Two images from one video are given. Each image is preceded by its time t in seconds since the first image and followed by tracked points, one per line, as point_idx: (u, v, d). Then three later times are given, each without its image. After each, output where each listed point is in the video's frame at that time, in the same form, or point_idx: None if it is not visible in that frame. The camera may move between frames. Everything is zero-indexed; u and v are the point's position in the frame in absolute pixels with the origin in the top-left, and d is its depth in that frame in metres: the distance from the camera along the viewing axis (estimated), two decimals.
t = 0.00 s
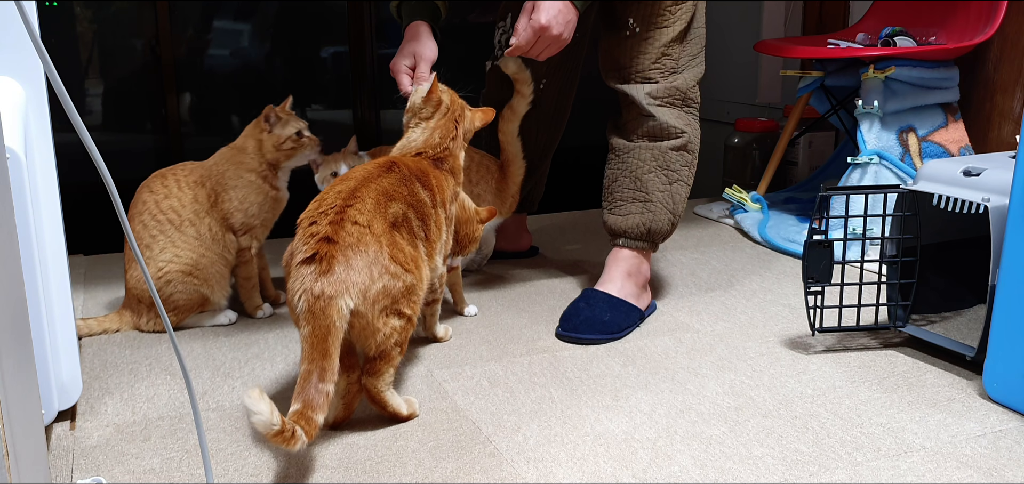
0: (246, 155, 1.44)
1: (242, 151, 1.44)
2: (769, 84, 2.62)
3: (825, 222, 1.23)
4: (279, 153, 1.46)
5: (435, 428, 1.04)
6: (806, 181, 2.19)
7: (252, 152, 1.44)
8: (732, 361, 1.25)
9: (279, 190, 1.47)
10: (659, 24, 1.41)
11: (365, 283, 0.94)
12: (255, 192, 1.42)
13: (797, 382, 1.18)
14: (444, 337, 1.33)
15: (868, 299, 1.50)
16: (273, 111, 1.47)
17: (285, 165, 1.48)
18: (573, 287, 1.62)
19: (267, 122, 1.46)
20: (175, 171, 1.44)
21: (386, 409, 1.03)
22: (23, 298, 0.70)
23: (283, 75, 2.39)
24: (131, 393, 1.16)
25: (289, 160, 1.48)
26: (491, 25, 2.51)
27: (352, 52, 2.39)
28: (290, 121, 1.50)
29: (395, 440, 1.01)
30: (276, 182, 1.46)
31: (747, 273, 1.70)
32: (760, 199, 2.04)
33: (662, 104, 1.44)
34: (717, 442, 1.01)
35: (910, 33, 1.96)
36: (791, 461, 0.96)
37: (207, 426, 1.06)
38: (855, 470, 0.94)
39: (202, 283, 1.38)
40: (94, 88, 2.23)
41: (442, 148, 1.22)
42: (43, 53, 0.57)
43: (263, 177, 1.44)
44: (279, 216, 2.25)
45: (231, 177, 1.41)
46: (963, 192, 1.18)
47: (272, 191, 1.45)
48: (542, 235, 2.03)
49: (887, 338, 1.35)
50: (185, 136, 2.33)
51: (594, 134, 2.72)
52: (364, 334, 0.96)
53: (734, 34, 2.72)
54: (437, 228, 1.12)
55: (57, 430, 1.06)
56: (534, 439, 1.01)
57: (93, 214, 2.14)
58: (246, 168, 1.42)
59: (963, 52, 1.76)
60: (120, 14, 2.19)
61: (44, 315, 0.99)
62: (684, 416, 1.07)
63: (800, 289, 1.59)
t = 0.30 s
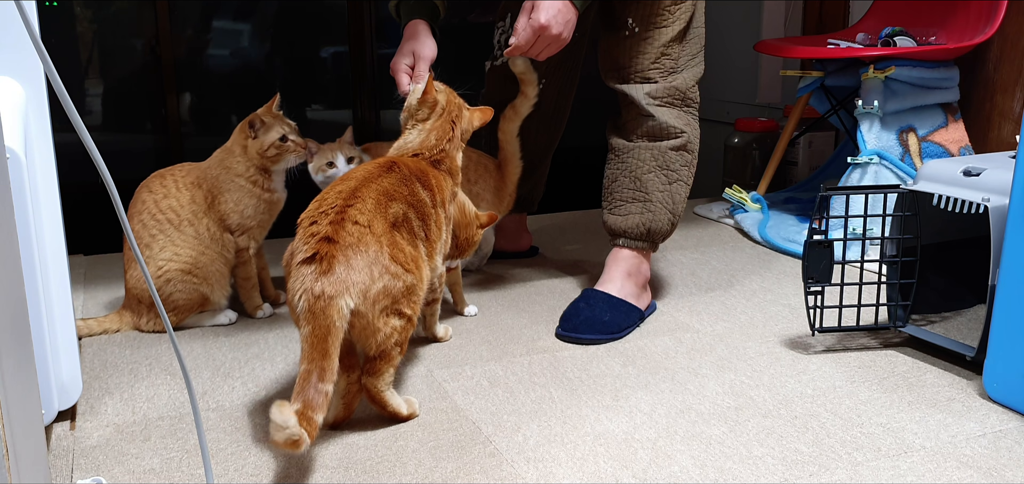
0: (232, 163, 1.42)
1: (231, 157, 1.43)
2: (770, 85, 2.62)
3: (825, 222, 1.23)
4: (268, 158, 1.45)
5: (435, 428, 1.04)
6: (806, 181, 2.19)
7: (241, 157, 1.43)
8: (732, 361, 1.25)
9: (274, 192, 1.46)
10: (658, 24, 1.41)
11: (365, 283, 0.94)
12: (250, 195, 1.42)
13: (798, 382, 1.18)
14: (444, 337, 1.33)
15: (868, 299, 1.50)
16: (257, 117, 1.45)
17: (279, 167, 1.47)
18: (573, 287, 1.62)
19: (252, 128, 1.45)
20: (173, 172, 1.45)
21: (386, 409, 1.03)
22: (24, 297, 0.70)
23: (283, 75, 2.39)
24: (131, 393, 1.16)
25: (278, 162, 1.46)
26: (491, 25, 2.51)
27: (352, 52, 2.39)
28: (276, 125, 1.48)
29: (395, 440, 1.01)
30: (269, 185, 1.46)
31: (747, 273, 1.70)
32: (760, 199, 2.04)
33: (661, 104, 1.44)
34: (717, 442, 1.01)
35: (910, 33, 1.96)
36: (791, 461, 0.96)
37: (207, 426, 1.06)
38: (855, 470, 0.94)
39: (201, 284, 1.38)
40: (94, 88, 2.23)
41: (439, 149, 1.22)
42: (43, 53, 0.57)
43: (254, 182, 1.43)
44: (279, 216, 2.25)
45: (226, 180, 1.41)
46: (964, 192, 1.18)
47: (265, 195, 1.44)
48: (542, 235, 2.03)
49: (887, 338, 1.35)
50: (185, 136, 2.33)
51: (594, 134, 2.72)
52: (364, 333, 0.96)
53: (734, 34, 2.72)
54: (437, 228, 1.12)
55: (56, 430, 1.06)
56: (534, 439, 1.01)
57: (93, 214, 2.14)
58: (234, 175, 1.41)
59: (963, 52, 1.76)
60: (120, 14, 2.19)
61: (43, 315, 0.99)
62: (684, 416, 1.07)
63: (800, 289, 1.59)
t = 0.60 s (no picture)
0: (229, 166, 1.42)
1: (229, 159, 1.42)
2: (770, 85, 2.62)
3: (825, 222, 1.23)
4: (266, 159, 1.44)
5: (435, 428, 1.04)
6: (806, 181, 2.19)
7: (239, 159, 1.42)
8: (732, 361, 1.25)
9: (273, 193, 1.45)
10: (657, 24, 1.41)
11: (365, 283, 0.94)
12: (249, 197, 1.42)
13: (797, 382, 1.18)
14: (444, 337, 1.33)
15: (868, 299, 1.50)
16: (255, 119, 1.43)
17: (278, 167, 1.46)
18: (573, 287, 1.62)
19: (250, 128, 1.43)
20: (172, 173, 1.45)
21: (386, 409, 1.03)
22: (24, 297, 0.70)
23: (283, 75, 2.39)
24: (131, 393, 1.16)
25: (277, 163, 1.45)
26: (491, 25, 2.51)
27: (352, 52, 2.39)
28: (274, 124, 1.46)
29: (395, 440, 1.01)
30: (268, 186, 1.44)
31: (747, 273, 1.70)
32: (760, 199, 2.04)
33: (661, 104, 1.43)
34: (717, 442, 1.01)
35: (910, 33, 1.96)
36: (791, 462, 0.96)
37: (207, 427, 1.05)
38: (855, 470, 0.94)
39: (202, 284, 1.38)
40: (94, 88, 2.23)
41: (437, 150, 1.22)
42: (43, 53, 0.58)
43: (252, 184, 1.42)
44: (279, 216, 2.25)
45: (225, 182, 1.41)
46: (963, 192, 1.18)
47: (264, 196, 1.43)
48: (542, 235, 2.03)
49: (887, 338, 1.35)
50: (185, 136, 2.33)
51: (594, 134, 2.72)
52: (364, 334, 0.96)
53: (734, 34, 2.72)
54: (437, 228, 1.12)
55: (56, 430, 1.06)
56: (534, 439, 1.01)
57: (93, 214, 2.14)
58: (232, 177, 1.41)
59: (963, 52, 1.76)
60: (120, 14, 2.19)
61: (43, 315, 0.99)
62: (684, 416, 1.07)
63: (800, 289, 1.59)
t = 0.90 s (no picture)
0: (230, 167, 1.42)
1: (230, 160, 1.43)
2: (770, 85, 2.62)
3: (825, 222, 1.23)
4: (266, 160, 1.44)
5: (435, 428, 1.04)
6: (806, 181, 2.19)
7: (239, 160, 1.43)
8: (732, 361, 1.25)
9: (274, 194, 1.45)
10: (656, 24, 1.41)
11: (364, 283, 0.94)
12: (250, 198, 1.42)
13: (797, 382, 1.18)
14: (444, 337, 1.33)
15: (868, 299, 1.50)
16: (255, 120, 1.44)
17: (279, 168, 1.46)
18: (573, 287, 1.62)
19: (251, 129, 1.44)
20: (173, 174, 1.45)
21: (386, 409, 1.03)
22: (24, 298, 0.70)
23: (283, 75, 2.39)
24: (131, 393, 1.16)
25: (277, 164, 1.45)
26: (491, 25, 2.51)
27: (352, 52, 2.39)
28: (275, 125, 1.46)
29: (395, 440, 1.01)
30: (269, 187, 1.44)
31: (747, 273, 1.70)
32: (760, 199, 2.04)
33: (660, 104, 1.43)
34: (717, 442, 1.01)
35: (910, 33, 1.96)
36: (791, 461, 0.96)
37: (207, 427, 1.06)
38: (855, 470, 0.94)
39: (202, 284, 1.38)
40: (94, 88, 2.23)
41: (438, 150, 1.22)
42: (43, 53, 0.58)
43: (252, 184, 1.42)
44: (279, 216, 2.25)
45: (225, 183, 1.41)
46: (964, 192, 1.18)
47: (264, 197, 1.43)
48: (542, 235, 2.03)
49: (887, 338, 1.35)
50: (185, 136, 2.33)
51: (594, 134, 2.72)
52: (363, 334, 0.96)
53: (734, 34, 2.73)
54: (436, 228, 1.12)
55: (57, 430, 1.06)
56: (534, 439, 1.01)
57: (93, 214, 2.14)
58: (232, 178, 1.41)
59: (963, 52, 1.76)
60: (120, 14, 2.19)
61: (43, 315, 0.99)
62: (684, 416, 1.07)
63: (800, 289, 1.59)
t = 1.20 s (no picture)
0: (225, 169, 1.42)
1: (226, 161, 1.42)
2: (770, 85, 2.62)
3: (825, 222, 1.23)
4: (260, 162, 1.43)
5: (435, 428, 1.04)
6: (806, 181, 2.19)
7: (233, 162, 1.42)
8: (732, 361, 1.25)
9: (270, 195, 1.44)
10: (655, 24, 1.41)
11: (364, 284, 0.94)
12: (246, 199, 1.41)
13: (798, 382, 1.18)
14: (444, 337, 1.33)
15: (868, 299, 1.50)
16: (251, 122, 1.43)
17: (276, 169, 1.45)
18: (573, 287, 1.62)
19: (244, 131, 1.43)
20: (172, 173, 1.45)
21: (386, 409, 1.03)
22: (24, 298, 0.70)
23: (283, 75, 2.39)
24: (131, 393, 1.16)
25: (272, 165, 1.44)
26: (491, 25, 2.51)
27: (352, 52, 2.39)
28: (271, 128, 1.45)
29: (395, 440, 1.01)
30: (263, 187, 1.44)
31: (747, 273, 1.69)
32: (760, 199, 2.04)
33: (660, 103, 1.43)
34: (717, 442, 1.01)
35: (910, 34, 1.96)
36: (791, 461, 0.96)
37: (207, 427, 1.05)
38: (855, 470, 0.94)
39: (202, 284, 1.38)
40: (94, 88, 2.23)
41: (437, 149, 1.22)
42: (43, 53, 0.58)
43: (247, 185, 1.42)
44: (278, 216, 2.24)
45: (222, 183, 1.41)
46: (964, 192, 1.18)
47: (260, 198, 1.43)
48: (542, 235, 2.03)
49: (887, 338, 1.35)
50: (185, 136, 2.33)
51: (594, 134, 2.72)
52: (363, 335, 0.96)
53: (734, 35, 2.73)
54: (436, 228, 1.12)
55: (57, 430, 1.06)
56: (534, 439, 1.01)
57: (93, 214, 2.14)
58: (228, 180, 1.41)
59: (963, 52, 1.76)
60: (120, 14, 2.19)
61: (44, 314, 0.99)
62: (684, 416, 1.07)
63: (800, 289, 1.59)
